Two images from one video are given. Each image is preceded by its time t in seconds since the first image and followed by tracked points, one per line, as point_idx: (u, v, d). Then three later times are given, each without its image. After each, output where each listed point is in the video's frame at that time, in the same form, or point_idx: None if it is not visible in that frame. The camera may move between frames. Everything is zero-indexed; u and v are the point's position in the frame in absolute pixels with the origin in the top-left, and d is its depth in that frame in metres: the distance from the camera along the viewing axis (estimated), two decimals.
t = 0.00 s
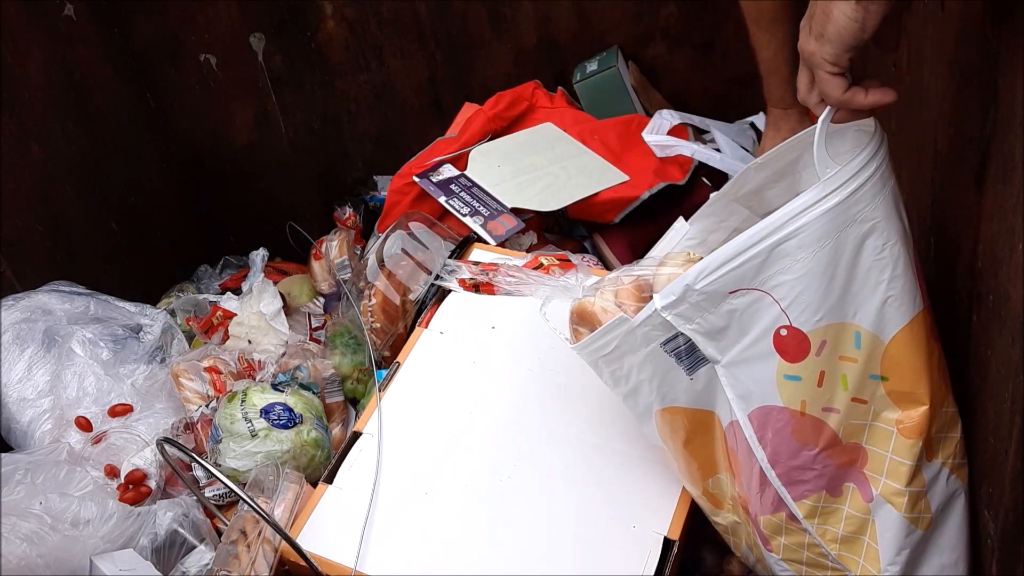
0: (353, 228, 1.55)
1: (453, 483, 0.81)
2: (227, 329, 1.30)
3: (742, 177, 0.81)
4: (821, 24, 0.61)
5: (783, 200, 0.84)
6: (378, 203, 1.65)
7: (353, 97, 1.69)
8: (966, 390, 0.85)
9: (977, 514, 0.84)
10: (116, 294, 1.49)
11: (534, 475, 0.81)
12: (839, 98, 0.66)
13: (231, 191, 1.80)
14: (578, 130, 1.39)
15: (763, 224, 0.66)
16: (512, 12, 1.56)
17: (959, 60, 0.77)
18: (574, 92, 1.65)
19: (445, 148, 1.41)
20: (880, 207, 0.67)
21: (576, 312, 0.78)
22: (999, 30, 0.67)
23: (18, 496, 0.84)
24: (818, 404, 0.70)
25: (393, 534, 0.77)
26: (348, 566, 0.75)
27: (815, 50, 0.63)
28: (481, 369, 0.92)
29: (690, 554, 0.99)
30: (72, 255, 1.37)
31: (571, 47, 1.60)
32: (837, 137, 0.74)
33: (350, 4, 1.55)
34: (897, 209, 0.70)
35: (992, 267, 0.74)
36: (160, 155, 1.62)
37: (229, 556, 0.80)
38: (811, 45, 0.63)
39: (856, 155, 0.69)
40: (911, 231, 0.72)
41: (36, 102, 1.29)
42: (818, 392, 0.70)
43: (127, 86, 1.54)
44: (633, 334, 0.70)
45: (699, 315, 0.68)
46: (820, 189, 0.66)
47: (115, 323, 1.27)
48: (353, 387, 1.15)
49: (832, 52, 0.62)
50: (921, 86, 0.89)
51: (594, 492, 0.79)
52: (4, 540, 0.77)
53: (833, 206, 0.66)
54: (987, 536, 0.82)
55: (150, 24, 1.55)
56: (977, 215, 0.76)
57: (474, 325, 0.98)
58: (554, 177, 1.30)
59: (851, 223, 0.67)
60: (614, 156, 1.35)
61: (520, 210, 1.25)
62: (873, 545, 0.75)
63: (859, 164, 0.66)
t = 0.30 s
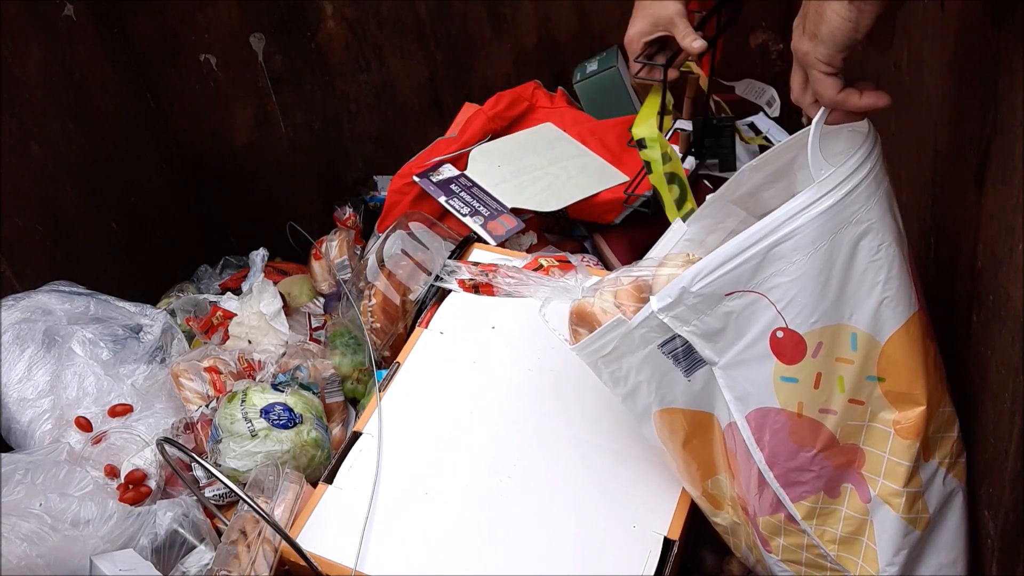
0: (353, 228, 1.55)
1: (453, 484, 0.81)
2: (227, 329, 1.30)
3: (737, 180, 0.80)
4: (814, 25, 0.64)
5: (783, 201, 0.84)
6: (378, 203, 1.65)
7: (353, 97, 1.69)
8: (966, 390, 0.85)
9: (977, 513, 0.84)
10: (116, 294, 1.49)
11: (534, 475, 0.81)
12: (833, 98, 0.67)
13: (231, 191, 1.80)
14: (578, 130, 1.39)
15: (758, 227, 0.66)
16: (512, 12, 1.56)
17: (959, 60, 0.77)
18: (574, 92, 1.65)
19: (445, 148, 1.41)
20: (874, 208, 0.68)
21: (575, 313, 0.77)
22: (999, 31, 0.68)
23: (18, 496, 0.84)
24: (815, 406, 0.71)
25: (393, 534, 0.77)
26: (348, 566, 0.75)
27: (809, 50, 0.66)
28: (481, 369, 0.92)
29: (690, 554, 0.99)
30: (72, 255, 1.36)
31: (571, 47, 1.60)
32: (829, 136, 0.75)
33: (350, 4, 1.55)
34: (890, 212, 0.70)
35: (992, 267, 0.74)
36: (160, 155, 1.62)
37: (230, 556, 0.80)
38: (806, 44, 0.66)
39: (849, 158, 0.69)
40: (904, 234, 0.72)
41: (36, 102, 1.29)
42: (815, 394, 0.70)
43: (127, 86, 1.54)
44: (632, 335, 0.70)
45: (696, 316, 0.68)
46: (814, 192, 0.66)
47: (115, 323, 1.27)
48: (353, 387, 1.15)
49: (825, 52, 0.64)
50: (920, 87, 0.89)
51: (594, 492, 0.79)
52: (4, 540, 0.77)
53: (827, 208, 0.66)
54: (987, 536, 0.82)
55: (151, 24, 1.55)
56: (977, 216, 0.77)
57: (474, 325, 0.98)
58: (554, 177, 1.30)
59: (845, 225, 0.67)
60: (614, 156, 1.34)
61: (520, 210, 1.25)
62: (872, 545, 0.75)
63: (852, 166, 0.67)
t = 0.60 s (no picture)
0: (353, 228, 1.55)
1: (454, 484, 0.81)
2: (227, 329, 1.30)
3: (718, 186, 0.81)
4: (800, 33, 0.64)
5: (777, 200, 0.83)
6: (378, 203, 1.65)
7: (353, 97, 1.69)
8: (966, 390, 0.85)
9: (977, 513, 0.84)
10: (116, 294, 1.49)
11: (535, 475, 0.81)
12: (815, 108, 0.68)
13: (231, 191, 1.79)
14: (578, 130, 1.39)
15: (743, 233, 0.66)
16: (512, 12, 1.56)
17: (959, 60, 0.77)
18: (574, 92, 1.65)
19: (445, 148, 1.41)
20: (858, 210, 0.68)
21: (568, 320, 0.78)
22: (999, 30, 0.68)
23: (18, 495, 0.84)
24: (806, 408, 0.71)
25: (393, 534, 0.77)
26: (348, 566, 0.75)
27: (794, 61, 0.66)
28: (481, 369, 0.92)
29: (690, 554, 0.99)
30: (72, 255, 1.36)
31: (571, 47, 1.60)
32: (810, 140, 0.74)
33: (350, 4, 1.55)
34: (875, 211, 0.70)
35: (992, 266, 0.74)
36: (160, 155, 1.62)
37: (229, 556, 0.80)
38: (789, 54, 0.66)
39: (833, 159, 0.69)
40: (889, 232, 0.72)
41: (36, 102, 1.29)
42: (805, 396, 0.70)
43: (127, 86, 1.54)
44: (624, 340, 0.70)
45: (687, 321, 0.68)
46: (798, 195, 0.66)
47: (115, 323, 1.27)
48: (353, 387, 1.15)
49: (812, 64, 0.65)
50: (920, 87, 0.89)
51: (593, 492, 0.79)
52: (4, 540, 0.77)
53: (811, 212, 0.66)
54: (987, 535, 0.83)
55: (151, 24, 1.55)
56: (978, 216, 0.76)
57: (474, 325, 0.98)
58: (554, 177, 1.30)
59: (831, 227, 0.67)
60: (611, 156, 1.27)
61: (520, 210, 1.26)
62: (867, 544, 0.74)
63: (834, 168, 0.66)
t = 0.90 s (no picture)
0: (353, 228, 1.55)
1: (453, 484, 0.81)
2: (227, 329, 1.30)
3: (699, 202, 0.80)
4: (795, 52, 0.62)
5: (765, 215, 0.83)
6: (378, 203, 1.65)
7: (353, 97, 1.69)
8: (965, 390, 0.85)
9: (977, 512, 0.84)
10: (116, 294, 1.49)
11: (534, 475, 0.81)
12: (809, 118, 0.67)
13: (231, 191, 1.79)
14: (578, 130, 1.39)
15: (736, 244, 0.65)
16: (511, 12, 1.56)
17: (959, 60, 0.77)
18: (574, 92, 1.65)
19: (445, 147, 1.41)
20: (850, 219, 0.67)
21: (558, 333, 0.76)
22: (999, 30, 0.68)
23: (18, 496, 0.84)
24: (803, 417, 0.70)
25: (393, 534, 0.77)
26: (348, 566, 0.76)
27: (790, 79, 0.63)
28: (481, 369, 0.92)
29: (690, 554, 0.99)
30: (72, 255, 1.36)
31: (571, 47, 1.60)
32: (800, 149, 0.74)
33: (350, 4, 1.55)
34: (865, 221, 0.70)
35: (992, 266, 0.74)
36: (160, 155, 1.62)
37: (229, 556, 0.80)
38: (784, 73, 0.63)
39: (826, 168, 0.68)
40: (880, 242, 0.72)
41: (36, 102, 1.29)
42: (801, 405, 0.70)
43: (127, 85, 1.54)
44: (619, 352, 0.69)
45: (682, 331, 0.68)
46: (790, 206, 0.66)
47: (115, 323, 1.27)
48: (353, 387, 1.15)
49: (811, 81, 0.63)
50: (920, 87, 0.89)
51: (593, 492, 0.79)
52: (4, 540, 0.77)
53: (803, 222, 0.65)
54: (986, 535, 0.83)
55: (150, 23, 1.54)
56: (977, 216, 0.77)
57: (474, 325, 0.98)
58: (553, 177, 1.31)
59: (823, 238, 0.66)
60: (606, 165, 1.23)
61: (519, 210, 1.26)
62: (866, 551, 0.74)
63: (826, 178, 0.66)
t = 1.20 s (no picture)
0: (353, 228, 1.55)
1: (453, 484, 0.81)
2: (227, 329, 1.30)
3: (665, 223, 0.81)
4: (791, 75, 0.62)
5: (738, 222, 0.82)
6: (377, 203, 1.66)
7: (353, 97, 1.69)
8: (965, 390, 0.85)
9: (977, 512, 0.84)
10: (116, 294, 1.49)
11: (534, 475, 0.81)
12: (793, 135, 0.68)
13: (231, 191, 1.80)
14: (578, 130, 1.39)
15: (716, 260, 0.64)
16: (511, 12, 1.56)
17: (959, 60, 0.77)
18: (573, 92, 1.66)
19: (445, 148, 1.42)
20: (826, 230, 0.66)
21: (536, 364, 0.76)
22: (998, 31, 0.68)
23: (18, 496, 0.84)
24: (793, 428, 0.70)
25: (393, 533, 0.77)
26: (348, 566, 0.76)
27: (787, 103, 0.64)
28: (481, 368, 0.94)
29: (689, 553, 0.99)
30: (73, 255, 1.36)
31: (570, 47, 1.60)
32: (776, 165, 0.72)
33: (350, 4, 1.55)
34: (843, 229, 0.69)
35: (992, 267, 0.74)
36: (160, 155, 1.62)
37: (229, 556, 0.80)
38: (780, 97, 0.64)
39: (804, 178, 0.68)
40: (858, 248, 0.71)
41: (36, 102, 1.29)
42: (790, 417, 0.69)
43: (128, 85, 1.54)
44: (603, 378, 0.68)
45: (666, 349, 0.66)
46: (766, 220, 0.64)
47: (115, 323, 1.27)
48: (353, 387, 1.15)
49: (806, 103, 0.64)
50: (920, 88, 0.89)
51: (593, 491, 0.80)
52: (4, 540, 0.77)
53: (783, 235, 0.64)
54: (986, 536, 0.83)
55: (150, 23, 1.54)
56: (977, 216, 0.77)
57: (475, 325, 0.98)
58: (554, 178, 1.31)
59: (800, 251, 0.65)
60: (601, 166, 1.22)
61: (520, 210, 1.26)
62: (865, 557, 0.75)
63: (801, 192, 0.65)
